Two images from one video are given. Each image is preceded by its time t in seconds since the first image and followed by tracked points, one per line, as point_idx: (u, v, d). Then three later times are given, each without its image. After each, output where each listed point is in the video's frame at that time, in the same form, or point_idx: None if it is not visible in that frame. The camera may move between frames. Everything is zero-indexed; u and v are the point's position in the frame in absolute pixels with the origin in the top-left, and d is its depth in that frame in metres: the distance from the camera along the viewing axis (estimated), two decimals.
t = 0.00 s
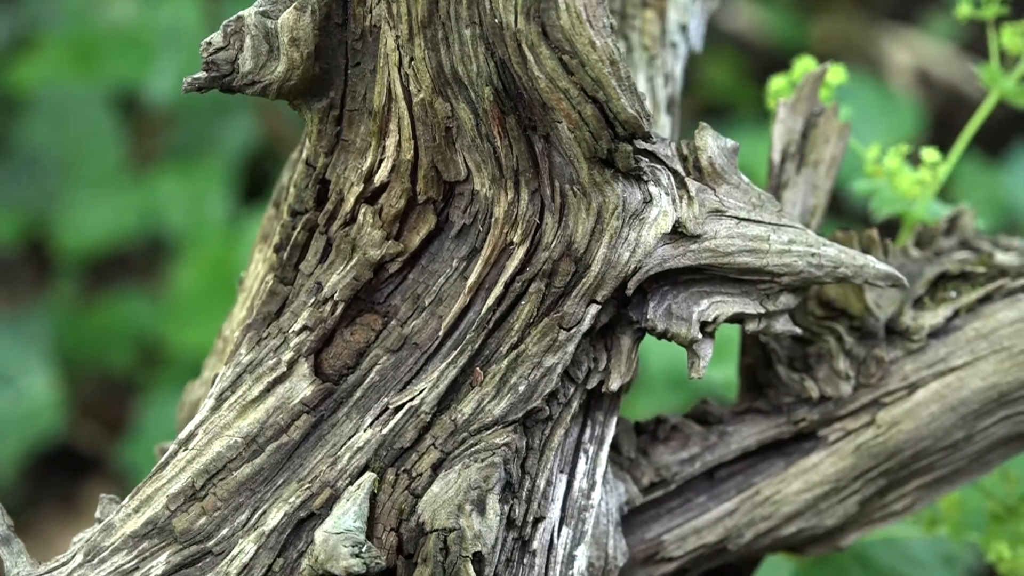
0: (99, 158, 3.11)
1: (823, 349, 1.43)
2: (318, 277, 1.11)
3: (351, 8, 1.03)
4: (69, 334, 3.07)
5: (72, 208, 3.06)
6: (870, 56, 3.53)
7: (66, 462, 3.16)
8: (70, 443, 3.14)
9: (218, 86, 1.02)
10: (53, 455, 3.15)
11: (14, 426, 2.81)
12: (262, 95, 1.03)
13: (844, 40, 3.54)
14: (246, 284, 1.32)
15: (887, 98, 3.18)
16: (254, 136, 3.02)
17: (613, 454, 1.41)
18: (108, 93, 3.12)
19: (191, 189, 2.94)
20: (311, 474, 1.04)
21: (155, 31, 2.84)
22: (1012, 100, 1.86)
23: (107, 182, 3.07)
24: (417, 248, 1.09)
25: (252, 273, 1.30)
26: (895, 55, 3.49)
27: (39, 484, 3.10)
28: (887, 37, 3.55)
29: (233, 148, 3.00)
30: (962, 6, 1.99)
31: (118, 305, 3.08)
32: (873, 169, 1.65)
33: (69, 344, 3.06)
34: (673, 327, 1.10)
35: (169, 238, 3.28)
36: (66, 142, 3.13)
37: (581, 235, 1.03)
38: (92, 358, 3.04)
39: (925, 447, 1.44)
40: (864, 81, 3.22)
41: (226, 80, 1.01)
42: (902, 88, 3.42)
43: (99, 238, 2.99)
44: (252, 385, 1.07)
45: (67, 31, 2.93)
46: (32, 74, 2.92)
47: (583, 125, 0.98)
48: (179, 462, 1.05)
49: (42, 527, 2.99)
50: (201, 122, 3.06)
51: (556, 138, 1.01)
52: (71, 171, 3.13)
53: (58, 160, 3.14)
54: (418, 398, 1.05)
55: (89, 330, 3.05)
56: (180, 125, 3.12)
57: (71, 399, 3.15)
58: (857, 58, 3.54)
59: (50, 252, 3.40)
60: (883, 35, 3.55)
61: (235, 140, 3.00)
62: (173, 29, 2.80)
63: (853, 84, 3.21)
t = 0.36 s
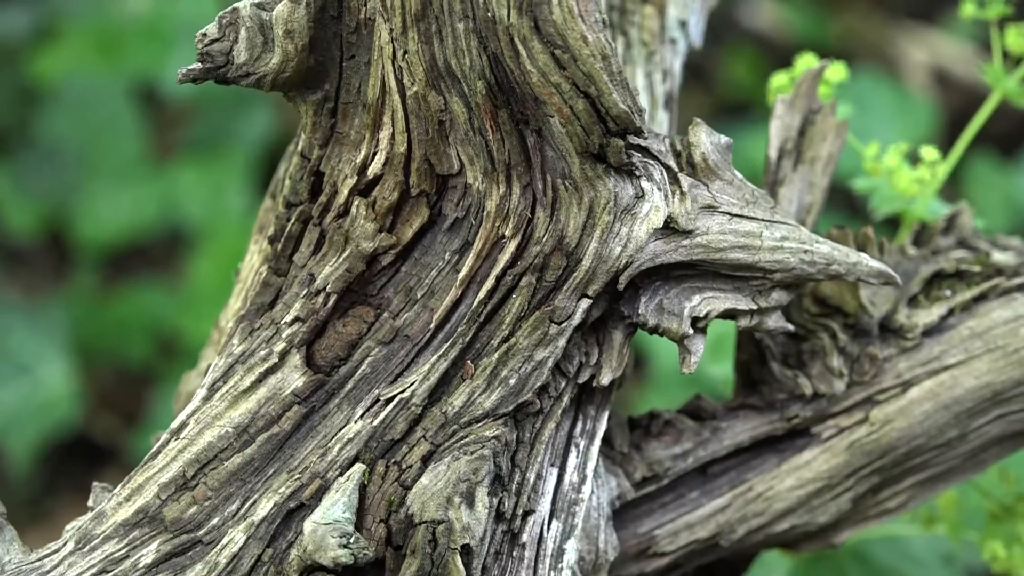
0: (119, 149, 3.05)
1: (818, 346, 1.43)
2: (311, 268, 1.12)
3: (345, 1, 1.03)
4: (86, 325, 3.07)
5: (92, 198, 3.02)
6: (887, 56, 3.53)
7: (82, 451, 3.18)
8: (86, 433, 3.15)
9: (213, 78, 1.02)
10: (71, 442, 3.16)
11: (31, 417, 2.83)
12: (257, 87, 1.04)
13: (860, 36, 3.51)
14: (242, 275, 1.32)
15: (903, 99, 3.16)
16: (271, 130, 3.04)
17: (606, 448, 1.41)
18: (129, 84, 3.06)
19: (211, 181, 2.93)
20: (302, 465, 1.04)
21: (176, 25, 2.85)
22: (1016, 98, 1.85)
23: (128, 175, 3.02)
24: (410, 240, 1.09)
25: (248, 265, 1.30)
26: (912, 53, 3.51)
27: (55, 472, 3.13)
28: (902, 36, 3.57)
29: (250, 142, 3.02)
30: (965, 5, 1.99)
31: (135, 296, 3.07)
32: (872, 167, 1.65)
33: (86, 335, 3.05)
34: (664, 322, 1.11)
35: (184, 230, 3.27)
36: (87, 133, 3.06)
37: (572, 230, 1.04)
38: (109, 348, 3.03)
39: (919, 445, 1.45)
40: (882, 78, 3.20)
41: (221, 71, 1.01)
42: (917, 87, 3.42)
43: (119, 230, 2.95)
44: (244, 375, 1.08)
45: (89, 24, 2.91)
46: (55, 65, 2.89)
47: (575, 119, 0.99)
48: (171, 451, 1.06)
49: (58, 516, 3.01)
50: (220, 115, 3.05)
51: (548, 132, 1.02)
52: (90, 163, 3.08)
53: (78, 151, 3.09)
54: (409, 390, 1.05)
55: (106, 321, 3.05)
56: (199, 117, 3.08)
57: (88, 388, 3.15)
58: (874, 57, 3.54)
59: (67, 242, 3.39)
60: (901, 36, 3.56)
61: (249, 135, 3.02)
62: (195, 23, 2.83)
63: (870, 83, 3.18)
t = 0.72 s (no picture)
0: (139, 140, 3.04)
1: (812, 342, 1.44)
2: (304, 259, 1.12)
3: None
4: (103, 317, 3.07)
5: (111, 189, 3.01)
6: (902, 54, 3.50)
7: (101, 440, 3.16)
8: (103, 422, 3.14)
9: (208, 67, 1.03)
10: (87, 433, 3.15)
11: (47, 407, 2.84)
12: (252, 77, 1.05)
13: (874, 34, 3.51)
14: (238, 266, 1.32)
15: (919, 98, 3.16)
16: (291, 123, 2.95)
17: (599, 441, 1.42)
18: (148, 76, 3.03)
19: (230, 173, 2.89)
20: (292, 455, 1.05)
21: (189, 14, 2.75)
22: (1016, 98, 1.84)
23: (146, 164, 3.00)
24: (404, 231, 1.10)
25: (243, 255, 1.30)
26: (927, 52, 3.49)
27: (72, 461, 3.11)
28: (918, 36, 3.54)
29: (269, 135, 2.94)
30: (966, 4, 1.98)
31: (154, 287, 3.03)
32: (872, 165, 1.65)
33: (103, 326, 3.06)
34: (656, 315, 1.11)
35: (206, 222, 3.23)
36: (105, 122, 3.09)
37: (564, 222, 1.04)
38: (125, 340, 3.02)
39: (912, 442, 1.45)
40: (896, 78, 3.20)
41: (215, 62, 1.02)
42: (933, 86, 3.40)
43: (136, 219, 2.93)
44: (236, 364, 1.08)
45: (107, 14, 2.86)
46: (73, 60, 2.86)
47: (566, 112, 1.00)
48: (162, 440, 1.07)
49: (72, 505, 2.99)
50: (240, 107, 2.97)
51: (541, 125, 1.02)
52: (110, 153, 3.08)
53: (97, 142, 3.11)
54: (400, 381, 1.06)
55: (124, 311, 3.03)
56: (219, 108, 3.01)
57: (105, 378, 3.15)
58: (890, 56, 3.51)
59: (87, 232, 3.42)
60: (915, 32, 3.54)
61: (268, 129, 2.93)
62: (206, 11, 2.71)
63: (886, 83, 3.18)
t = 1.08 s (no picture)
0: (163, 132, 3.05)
1: (806, 337, 1.44)
2: (298, 249, 1.13)
3: None
4: (121, 305, 3.04)
5: (133, 181, 3.01)
6: (918, 54, 3.53)
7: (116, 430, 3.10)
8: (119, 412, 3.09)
9: (203, 57, 1.04)
10: (105, 423, 3.10)
11: (65, 394, 2.93)
12: (247, 67, 1.06)
13: (891, 34, 3.53)
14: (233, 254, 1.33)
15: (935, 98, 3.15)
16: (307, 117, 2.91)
17: (592, 434, 1.42)
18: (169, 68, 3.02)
19: (249, 165, 2.86)
20: (284, 444, 1.06)
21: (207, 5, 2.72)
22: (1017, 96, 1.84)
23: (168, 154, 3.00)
24: (397, 222, 1.10)
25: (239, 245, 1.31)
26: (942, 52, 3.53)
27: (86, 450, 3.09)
28: (932, 36, 3.58)
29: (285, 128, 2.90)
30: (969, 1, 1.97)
31: (173, 276, 2.98)
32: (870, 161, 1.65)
33: (120, 315, 3.03)
34: (648, 308, 1.11)
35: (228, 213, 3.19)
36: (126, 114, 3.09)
37: (556, 215, 1.05)
38: (142, 330, 2.98)
39: (906, 438, 1.45)
40: (913, 77, 3.19)
41: (211, 51, 1.03)
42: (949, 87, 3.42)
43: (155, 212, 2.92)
44: (229, 353, 1.09)
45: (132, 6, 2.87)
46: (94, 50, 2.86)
47: (559, 105, 0.99)
48: (154, 427, 1.07)
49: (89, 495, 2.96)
50: (259, 100, 2.95)
51: (534, 118, 1.02)
52: (132, 144, 3.09)
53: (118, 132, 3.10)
54: (392, 371, 1.06)
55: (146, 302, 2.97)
56: (239, 100, 2.99)
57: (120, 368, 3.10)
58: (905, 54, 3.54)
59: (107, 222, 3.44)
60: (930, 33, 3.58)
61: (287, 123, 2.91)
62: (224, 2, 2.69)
63: (903, 82, 3.17)
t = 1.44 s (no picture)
0: (183, 122, 3.08)
1: (801, 332, 1.44)
2: (293, 239, 1.14)
3: None
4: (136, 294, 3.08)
5: (155, 172, 3.07)
6: (934, 51, 3.59)
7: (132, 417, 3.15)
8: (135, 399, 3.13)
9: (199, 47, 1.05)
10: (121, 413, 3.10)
11: (80, 385, 3.02)
12: (244, 57, 1.06)
13: (908, 33, 3.59)
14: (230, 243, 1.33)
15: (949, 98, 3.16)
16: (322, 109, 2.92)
17: (585, 427, 1.42)
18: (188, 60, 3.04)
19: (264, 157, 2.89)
20: (275, 432, 1.07)
21: None
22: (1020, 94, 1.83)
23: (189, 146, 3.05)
24: (391, 213, 1.11)
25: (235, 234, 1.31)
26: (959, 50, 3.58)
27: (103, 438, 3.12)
28: (951, 33, 3.62)
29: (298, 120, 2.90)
30: None
31: (190, 265, 3.03)
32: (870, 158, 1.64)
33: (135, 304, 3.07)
34: (640, 302, 1.11)
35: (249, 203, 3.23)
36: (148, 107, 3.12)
37: (549, 207, 1.05)
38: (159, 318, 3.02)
39: (900, 434, 1.45)
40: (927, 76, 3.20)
41: (207, 41, 1.04)
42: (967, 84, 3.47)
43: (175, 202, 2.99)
44: (222, 342, 1.10)
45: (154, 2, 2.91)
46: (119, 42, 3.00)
47: (551, 98, 1.00)
48: (148, 415, 1.08)
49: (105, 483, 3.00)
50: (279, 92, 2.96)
51: (527, 111, 1.03)
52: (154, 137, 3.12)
53: (139, 122, 3.11)
54: (385, 361, 1.07)
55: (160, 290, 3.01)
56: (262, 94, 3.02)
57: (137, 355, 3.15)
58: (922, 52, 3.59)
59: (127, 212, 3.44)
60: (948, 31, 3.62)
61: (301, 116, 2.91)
62: None
63: (918, 81, 3.17)
